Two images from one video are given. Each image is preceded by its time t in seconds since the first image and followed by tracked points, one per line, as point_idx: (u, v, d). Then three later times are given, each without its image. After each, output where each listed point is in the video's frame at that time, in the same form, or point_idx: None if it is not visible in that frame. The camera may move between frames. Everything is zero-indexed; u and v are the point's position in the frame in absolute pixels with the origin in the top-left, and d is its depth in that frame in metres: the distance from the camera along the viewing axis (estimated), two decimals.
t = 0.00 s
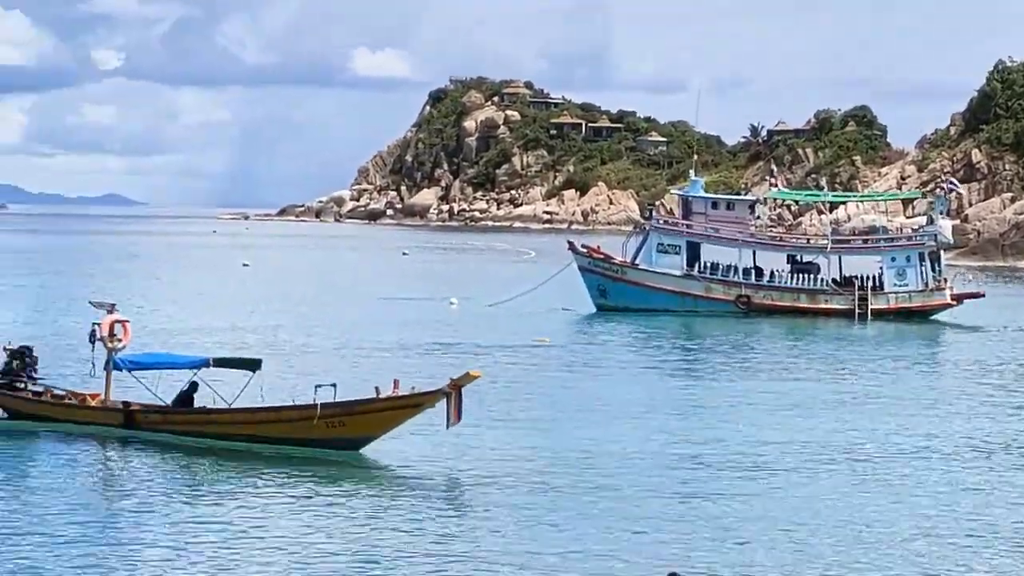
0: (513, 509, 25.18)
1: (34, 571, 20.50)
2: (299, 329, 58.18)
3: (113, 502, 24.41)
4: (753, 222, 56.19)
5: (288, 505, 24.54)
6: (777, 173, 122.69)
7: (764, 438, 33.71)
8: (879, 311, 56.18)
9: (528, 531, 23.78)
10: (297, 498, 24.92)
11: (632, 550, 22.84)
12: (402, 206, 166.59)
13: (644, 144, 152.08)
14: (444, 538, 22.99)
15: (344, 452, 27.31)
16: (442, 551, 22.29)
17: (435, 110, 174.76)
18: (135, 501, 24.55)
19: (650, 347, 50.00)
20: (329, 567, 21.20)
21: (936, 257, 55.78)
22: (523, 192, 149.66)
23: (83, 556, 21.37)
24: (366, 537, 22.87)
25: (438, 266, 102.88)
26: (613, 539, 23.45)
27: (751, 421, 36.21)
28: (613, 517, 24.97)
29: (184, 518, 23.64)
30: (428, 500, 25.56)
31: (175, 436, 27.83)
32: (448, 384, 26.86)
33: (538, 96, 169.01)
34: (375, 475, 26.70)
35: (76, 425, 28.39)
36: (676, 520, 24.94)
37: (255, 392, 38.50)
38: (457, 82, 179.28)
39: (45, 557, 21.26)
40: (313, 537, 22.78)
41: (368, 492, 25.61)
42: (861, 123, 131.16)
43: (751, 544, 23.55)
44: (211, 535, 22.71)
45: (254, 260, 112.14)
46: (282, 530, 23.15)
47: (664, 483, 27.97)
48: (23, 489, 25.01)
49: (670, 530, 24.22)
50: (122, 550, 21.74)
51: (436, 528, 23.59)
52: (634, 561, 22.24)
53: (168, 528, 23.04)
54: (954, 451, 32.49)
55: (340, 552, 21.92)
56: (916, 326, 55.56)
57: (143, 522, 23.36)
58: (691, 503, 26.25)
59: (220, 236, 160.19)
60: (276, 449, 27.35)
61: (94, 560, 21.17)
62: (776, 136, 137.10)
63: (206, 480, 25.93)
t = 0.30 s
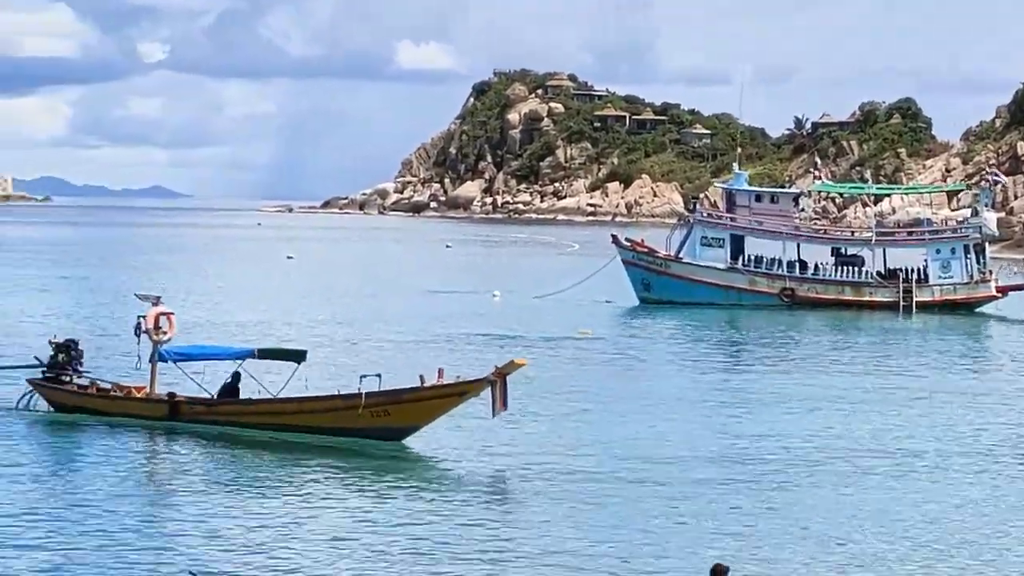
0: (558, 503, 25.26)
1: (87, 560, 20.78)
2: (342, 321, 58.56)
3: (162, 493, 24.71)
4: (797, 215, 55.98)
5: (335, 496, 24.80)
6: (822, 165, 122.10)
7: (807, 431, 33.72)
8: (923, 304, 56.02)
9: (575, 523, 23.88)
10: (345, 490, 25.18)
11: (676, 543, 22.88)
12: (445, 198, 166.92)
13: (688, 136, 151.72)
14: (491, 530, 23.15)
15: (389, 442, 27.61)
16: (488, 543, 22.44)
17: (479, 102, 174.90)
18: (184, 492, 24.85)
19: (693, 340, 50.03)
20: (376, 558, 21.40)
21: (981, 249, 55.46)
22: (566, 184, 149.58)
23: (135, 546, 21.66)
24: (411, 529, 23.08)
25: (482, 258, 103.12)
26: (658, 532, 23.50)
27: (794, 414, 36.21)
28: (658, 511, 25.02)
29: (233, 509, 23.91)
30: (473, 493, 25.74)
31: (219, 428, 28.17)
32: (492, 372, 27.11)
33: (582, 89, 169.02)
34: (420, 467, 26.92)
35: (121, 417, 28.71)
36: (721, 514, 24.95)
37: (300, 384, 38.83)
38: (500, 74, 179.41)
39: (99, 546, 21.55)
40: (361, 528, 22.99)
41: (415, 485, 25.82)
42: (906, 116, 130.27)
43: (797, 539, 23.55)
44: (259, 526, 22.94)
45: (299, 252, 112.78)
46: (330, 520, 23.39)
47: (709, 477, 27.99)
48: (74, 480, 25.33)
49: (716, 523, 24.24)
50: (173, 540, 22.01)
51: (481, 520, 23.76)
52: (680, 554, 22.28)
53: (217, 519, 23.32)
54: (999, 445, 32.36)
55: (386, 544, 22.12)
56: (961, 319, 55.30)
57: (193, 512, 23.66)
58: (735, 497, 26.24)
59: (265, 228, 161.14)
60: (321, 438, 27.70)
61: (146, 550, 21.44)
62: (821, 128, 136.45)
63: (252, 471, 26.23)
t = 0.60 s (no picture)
0: (594, 495, 25.34)
1: (128, 550, 21.06)
2: (381, 314, 58.81)
3: (202, 484, 24.96)
4: (837, 208, 55.79)
5: (373, 487, 24.97)
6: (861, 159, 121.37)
7: (844, 424, 33.64)
8: (964, 297, 55.52)
9: (611, 514, 23.97)
10: (383, 481, 25.34)
11: (713, 535, 22.93)
12: (485, 191, 167.15)
13: (728, 129, 151.04)
14: (527, 522, 23.27)
15: (426, 432, 27.81)
16: (525, 534, 22.55)
17: (519, 95, 174.87)
18: (224, 483, 25.08)
19: (731, 333, 49.98)
20: (413, 548, 21.55)
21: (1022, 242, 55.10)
22: (606, 177, 149.35)
23: (175, 536, 21.90)
24: (448, 519, 23.22)
25: (521, 252, 103.24)
26: (694, 524, 23.55)
27: (832, 407, 36.14)
28: (694, 503, 25.07)
29: (271, 500, 24.12)
30: (510, 485, 25.85)
31: (260, 420, 28.48)
32: (532, 361, 27.27)
33: (622, 82, 168.89)
34: (457, 458, 27.08)
35: (163, 411, 29.01)
36: (757, 507, 24.95)
37: (340, 376, 39.09)
38: (540, 67, 179.31)
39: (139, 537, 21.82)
40: (397, 519, 23.14)
41: (452, 476, 25.94)
42: (947, 109, 129.16)
43: (834, 531, 23.55)
44: (297, 516, 23.13)
45: (340, 245, 113.26)
46: (368, 511, 23.56)
47: (746, 470, 27.99)
48: (116, 472, 25.62)
49: (752, 516, 24.27)
50: (212, 530, 22.26)
51: (517, 512, 23.87)
52: (716, 546, 22.33)
53: (255, 510, 23.52)
54: None
55: (423, 535, 22.26)
56: (1002, 312, 54.90)
57: (232, 503, 23.88)
58: (771, 490, 26.24)
59: (306, 222, 161.94)
60: (361, 430, 27.92)
61: (186, 540, 21.68)
62: (861, 121, 135.68)
63: (291, 461, 26.45)
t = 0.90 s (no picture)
0: (620, 491, 25.23)
1: (154, 546, 21.10)
2: (409, 310, 58.94)
3: (228, 480, 24.98)
4: (866, 204, 55.35)
5: (399, 483, 24.95)
6: (889, 154, 120.91)
7: (873, 420, 33.56)
8: (991, 294, 55.33)
9: (637, 511, 23.85)
10: (409, 477, 25.33)
11: (740, 531, 22.81)
12: (512, 187, 167.19)
13: (756, 125, 150.58)
14: (552, 519, 23.19)
15: (456, 425, 28.02)
16: (550, 531, 22.48)
17: (546, 91, 174.75)
18: (250, 479, 25.11)
19: (759, 329, 49.89)
20: (438, 543, 21.52)
21: None
22: (633, 173, 149.17)
23: (200, 533, 21.92)
24: (474, 515, 23.17)
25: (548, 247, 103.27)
26: (721, 521, 23.42)
27: (860, 403, 36.04)
28: (721, 500, 24.94)
29: (297, 496, 24.14)
30: (536, 481, 25.78)
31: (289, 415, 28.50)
32: (560, 355, 27.25)
33: (650, 78, 168.68)
34: (486, 453, 27.18)
35: (190, 408, 29.01)
36: (784, 505, 24.80)
37: (368, 373, 39.14)
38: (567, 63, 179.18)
39: (165, 533, 21.86)
40: (423, 514, 23.10)
41: (479, 472, 25.89)
42: (975, 104, 128.56)
43: (862, 528, 23.40)
44: (323, 513, 23.12)
45: (367, 241, 113.50)
46: (394, 507, 23.54)
47: (774, 467, 27.83)
48: (142, 469, 25.67)
49: (779, 513, 24.14)
50: (242, 525, 22.36)
51: (543, 508, 23.80)
52: (743, 543, 22.22)
53: (281, 506, 23.53)
54: None
55: (448, 530, 22.24)
56: None
57: (257, 499, 23.90)
58: (799, 487, 26.09)
59: (333, 218, 162.30)
60: (390, 423, 28.05)
61: (211, 537, 21.70)
62: (889, 117, 135.21)
63: (320, 456, 26.58)
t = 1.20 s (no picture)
0: (647, 488, 25.24)
1: (182, 542, 21.23)
2: (436, 306, 59.16)
3: (255, 477, 25.12)
4: (892, 201, 55.29)
5: (426, 479, 25.03)
6: (916, 150, 120.54)
7: (899, 415, 33.65)
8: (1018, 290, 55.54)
9: (665, 508, 23.85)
10: (436, 473, 25.41)
11: (765, 528, 22.82)
12: (539, 182, 167.41)
13: (782, 121, 150.14)
14: (578, 516, 23.22)
15: (483, 421, 28.10)
16: (576, 527, 22.51)
17: (572, 87, 174.64)
18: (278, 475, 25.25)
19: (786, 325, 49.96)
20: (464, 540, 21.58)
21: None
22: (660, 169, 149.09)
23: (228, 529, 22.04)
24: (500, 512, 23.22)
25: (574, 243, 103.39)
26: (748, 519, 23.38)
27: (886, 399, 36.12)
28: (747, 497, 24.90)
29: (325, 492, 24.23)
30: (562, 477, 25.81)
31: (315, 413, 28.58)
32: (586, 351, 27.34)
33: (676, 74, 168.48)
34: (513, 447, 27.41)
35: (216, 404, 29.17)
36: (811, 503, 24.71)
37: (396, 369, 39.32)
38: (594, 59, 179.02)
39: (193, 529, 21.99)
40: (450, 511, 23.15)
41: (505, 468, 25.95)
42: (1002, 100, 128.01)
43: (890, 526, 23.28)
44: (350, 509, 23.22)
45: (393, 237, 113.87)
46: (421, 503, 23.62)
47: (803, 464, 27.77)
48: (170, 466, 25.83)
49: (806, 511, 24.04)
50: (273, 518, 22.64)
51: (569, 506, 23.82)
52: (770, 541, 22.13)
53: (310, 502, 23.63)
54: None
55: (475, 526, 22.29)
56: None
57: (285, 495, 24.02)
58: (825, 485, 26.01)
59: (359, 213, 162.87)
60: (417, 420, 28.22)
61: (238, 533, 21.80)
62: (916, 113, 134.80)
63: (350, 451, 26.79)
